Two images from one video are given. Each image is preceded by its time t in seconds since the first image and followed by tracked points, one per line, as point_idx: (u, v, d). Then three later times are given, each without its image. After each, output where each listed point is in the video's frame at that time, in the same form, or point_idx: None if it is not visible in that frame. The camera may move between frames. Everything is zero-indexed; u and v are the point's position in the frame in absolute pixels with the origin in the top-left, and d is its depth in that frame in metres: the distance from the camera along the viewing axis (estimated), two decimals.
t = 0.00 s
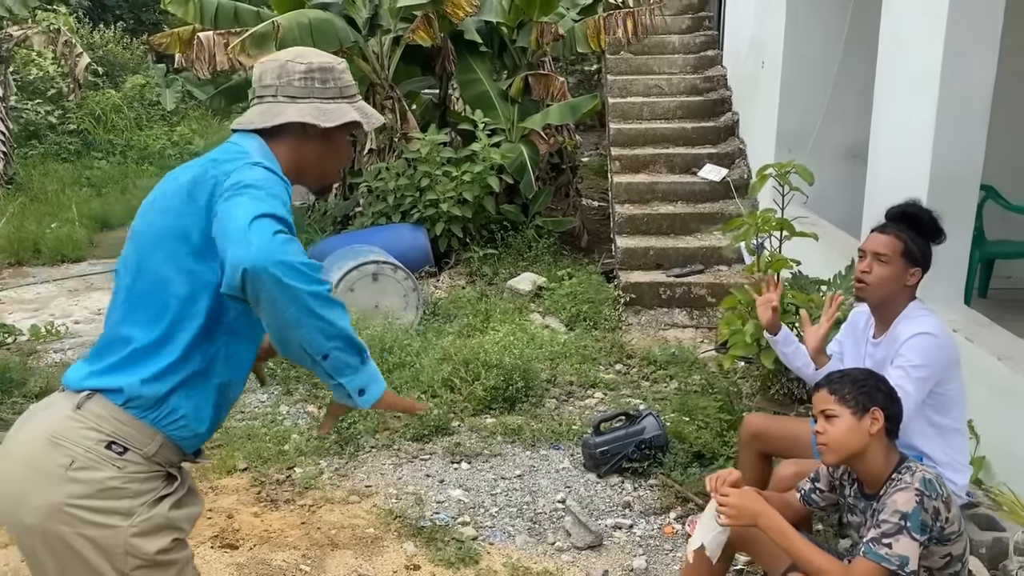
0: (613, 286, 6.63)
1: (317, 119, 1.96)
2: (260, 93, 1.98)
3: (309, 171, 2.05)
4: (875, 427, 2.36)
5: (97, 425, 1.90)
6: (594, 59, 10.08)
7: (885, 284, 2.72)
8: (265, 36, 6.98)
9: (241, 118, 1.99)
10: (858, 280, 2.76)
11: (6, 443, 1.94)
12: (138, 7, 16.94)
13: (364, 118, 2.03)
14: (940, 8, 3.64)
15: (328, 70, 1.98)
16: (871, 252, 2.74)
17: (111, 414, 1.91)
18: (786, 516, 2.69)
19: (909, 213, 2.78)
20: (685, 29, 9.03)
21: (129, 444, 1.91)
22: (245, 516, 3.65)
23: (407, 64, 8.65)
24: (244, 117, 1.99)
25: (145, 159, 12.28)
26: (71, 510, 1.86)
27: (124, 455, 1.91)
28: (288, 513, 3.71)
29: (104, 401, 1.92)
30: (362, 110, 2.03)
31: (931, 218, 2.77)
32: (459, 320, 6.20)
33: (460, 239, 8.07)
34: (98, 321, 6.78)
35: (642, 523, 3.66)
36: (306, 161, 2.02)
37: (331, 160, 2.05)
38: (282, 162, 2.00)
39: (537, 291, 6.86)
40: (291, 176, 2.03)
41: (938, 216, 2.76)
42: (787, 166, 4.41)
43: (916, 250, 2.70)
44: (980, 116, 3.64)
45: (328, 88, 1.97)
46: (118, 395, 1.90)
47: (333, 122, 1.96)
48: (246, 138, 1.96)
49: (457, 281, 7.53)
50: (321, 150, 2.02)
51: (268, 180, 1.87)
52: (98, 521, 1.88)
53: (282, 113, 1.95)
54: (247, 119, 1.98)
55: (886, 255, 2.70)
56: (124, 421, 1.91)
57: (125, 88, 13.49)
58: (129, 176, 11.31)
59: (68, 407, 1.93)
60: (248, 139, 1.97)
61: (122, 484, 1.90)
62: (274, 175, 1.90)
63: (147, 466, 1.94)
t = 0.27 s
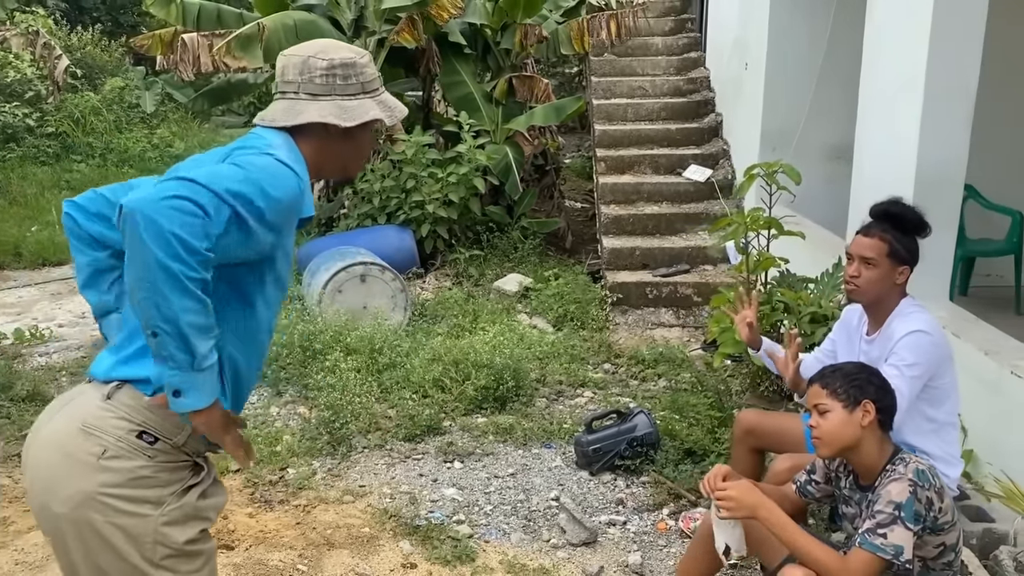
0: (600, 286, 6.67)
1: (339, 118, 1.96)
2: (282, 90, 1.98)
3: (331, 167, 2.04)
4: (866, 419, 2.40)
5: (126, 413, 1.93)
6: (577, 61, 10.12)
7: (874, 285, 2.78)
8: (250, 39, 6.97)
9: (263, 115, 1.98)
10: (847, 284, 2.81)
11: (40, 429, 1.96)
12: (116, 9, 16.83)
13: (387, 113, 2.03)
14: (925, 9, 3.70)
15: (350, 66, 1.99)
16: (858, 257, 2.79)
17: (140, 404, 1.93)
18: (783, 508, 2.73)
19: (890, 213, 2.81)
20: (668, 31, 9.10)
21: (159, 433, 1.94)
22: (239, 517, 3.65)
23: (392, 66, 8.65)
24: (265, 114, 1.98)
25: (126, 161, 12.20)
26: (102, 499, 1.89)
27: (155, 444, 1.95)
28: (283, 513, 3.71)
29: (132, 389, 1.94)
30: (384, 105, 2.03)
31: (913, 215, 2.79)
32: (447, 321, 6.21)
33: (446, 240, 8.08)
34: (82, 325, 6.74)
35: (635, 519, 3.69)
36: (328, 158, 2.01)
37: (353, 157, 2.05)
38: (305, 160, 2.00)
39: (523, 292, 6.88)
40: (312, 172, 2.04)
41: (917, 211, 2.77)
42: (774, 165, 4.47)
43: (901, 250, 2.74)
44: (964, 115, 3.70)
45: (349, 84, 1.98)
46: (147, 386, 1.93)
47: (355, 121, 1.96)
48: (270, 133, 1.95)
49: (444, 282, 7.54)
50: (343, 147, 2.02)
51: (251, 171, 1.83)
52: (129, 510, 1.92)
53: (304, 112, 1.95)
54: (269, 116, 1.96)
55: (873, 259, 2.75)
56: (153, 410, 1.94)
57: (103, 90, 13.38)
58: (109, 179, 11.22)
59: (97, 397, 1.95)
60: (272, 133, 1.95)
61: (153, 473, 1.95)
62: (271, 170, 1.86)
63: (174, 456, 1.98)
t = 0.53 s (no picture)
0: (588, 286, 6.69)
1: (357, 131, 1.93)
2: (301, 97, 1.94)
3: (347, 176, 2.00)
4: (855, 412, 2.43)
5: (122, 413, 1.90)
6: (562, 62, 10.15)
7: (863, 284, 2.81)
8: (235, 38, 6.96)
9: (281, 122, 1.94)
10: (836, 285, 2.85)
11: (42, 421, 1.96)
12: (95, 10, 16.71)
13: (406, 126, 1.99)
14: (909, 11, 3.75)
15: (370, 77, 1.95)
16: (847, 257, 2.82)
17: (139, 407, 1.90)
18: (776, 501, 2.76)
19: (878, 212, 2.85)
20: (652, 32, 9.15)
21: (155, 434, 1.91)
22: (231, 518, 3.65)
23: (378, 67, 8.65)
24: (282, 120, 1.94)
25: (108, 163, 12.11)
26: (97, 497, 1.88)
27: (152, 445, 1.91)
28: (275, 514, 3.71)
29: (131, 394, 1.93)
30: (403, 116, 2.00)
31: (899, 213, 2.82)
32: (435, 321, 6.21)
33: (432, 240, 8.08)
34: (66, 327, 6.68)
35: (627, 516, 3.72)
36: (345, 168, 1.97)
37: (370, 166, 2.01)
38: (321, 170, 1.96)
39: (511, 292, 6.90)
40: (327, 181, 2.00)
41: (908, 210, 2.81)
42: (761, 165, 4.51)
43: (887, 248, 2.78)
44: (949, 114, 3.76)
45: (369, 96, 1.95)
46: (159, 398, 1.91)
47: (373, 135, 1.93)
48: (285, 142, 1.91)
49: (431, 282, 7.55)
50: (360, 159, 1.98)
51: (239, 199, 1.74)
52: (124, 509, 1.90)
53: (322, 122, 1.92)
54: (286, 124, 1.93)
55: (862, 259, 2.79)
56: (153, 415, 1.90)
57: (84, 92, 13.27)
58: (91, 181, 11.13)
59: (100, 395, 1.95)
60: (285, 141, 1.92)
61: (147, 474, 1.91)
62: (266, 195, 1.77)
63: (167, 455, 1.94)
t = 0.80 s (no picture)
0: (576, 285, 6.71)
1: (360, 139, 1.92)
2: (304, 102, 1.93)
3: (347, 181, 2.00)
4: (843, 407, 2.45)
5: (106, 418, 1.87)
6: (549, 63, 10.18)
7: (850, 281, 2.85)
8: (222, 39, 6.93)
9: (282, 126, 1.93)
10: (825, 280, 2.90)
11: (31, 422, 1.97)
12: (79, 10, 16.63)
13: (410, 133, 1.98)
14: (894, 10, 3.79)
15: (376, 84, 1.94)
16: (835, 253, 2.86)
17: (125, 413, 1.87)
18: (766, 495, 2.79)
19: (869, 210, 2.88)
20: (639, 33, 9.18)
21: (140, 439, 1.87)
22: (222, 517, 3.65)
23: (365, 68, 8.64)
24: (283, 123, 1.93)
25: (93, 164, 12.03)
26: (81, 501, 1.86)
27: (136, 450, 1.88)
28: (266, 513, 3.71)
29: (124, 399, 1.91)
30: (408, 123, 1.99)
31: (888, 212, 2.86)
32: (424, 321, 6.22)
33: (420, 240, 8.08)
34: (52, 329, 6.64)
35: (617, 513, 3.73)
36: (346, 174, 1.97)
37: (372, 172, 2.00)
38: (322, 177, 1.96)
39: (499, 291, 6.91)
40: (327, 186, 2.00)
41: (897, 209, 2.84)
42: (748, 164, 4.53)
43: (877, 246, 2.81)
44: (934, 113, 3.80)
45: (374, 103, 1.93)
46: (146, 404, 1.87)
47: (377, 143, 1.92)
48: (286, 148, 1.91)
49: (419, 282, 7.55)
50: (361, 165, 1.97)
51: (240, 221, 1.69)
52: (109, 512, 1.87)
53: (325, 129, 1.91)
54: (289, 129, 1.91)
55: (850, 255, 2.82)
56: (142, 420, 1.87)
57: (67, 92, 13.18)
58: (75, 182, 11.06)
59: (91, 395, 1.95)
60: (286, 146, 1.91)
61: (130, 478, 1.88)
62: (267, 213, 1.71)
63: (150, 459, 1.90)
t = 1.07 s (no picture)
0: (567, 285, 6.71)
1: (353, 134, 1.91)
2: (295, 97, 1.92)
3: (342, 177, 1.99)
4: (835, 406, 2.46)
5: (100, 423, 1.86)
6: (538, 63, 10.18)
7: (834, 281, 2.87)
8: (211, 38, 6.91)
9: (274, 123, 1.92)
10: (810, 279, 2.92)
11: (23, 428, 1.96)
12: (65, 10, 16.53)
13: (405, 125, 1.97)
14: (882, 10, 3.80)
15: (368, 77, 1.93)
16: (822, 253, 2.87)
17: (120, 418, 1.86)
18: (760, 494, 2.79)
19: (855, 211, 2.89)
20: (628, 33, 9.19)
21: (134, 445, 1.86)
22: (214, 520, 3.63)
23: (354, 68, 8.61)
24: (274, 120, 1.93)
25: (80, 165, 11.96)
26: (75, 508, 1.84)
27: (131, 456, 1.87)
28: (258, 515, 3.70)
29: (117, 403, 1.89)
30: (402, 115, 1.98)
31: (877, 213, 2.87)
32: (414, 321, 6.21)
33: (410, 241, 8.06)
34: (40, 331, 6.59)
35: (610, 513, 3.74)
36: (339, 169, 1.97)
37: (368, 167, 1.99)
38: (316, 173, 1.95)
39: (490, 292, 6.90)
40: (321, 183, 1.99)
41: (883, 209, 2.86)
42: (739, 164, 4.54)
43: (862, 247, 2.82)
44: (922, 112, 3.81)
45: (366, 97, 1.92)
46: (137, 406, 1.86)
47: (370, 139, 1.91)
48: (278, 145, 1.90)
49: (409, 283, 7.53)
50: (355, 161, 1.96)
51: (230, 225, 1.67)
52: (102, 518, 1.86)
53: (317, 125, 1.90)
54: (280, 126, 1.90)
55: (835, 255, 2.84)
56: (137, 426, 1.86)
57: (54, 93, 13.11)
58: (63, 183, 11.00)
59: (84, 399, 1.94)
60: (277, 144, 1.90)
61: (125, 484, 1.86)
62: (257, 216, 1.70)
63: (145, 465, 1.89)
